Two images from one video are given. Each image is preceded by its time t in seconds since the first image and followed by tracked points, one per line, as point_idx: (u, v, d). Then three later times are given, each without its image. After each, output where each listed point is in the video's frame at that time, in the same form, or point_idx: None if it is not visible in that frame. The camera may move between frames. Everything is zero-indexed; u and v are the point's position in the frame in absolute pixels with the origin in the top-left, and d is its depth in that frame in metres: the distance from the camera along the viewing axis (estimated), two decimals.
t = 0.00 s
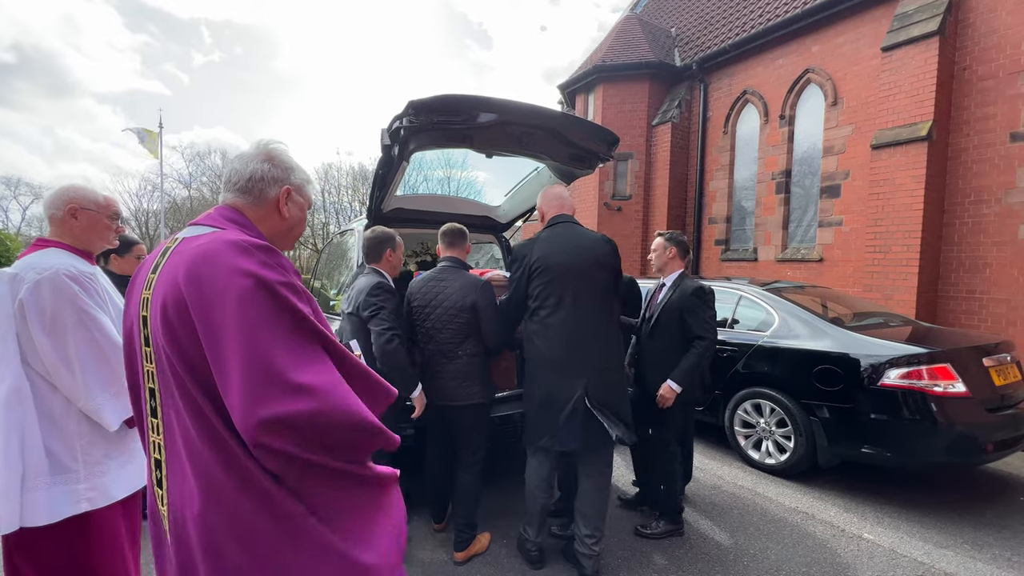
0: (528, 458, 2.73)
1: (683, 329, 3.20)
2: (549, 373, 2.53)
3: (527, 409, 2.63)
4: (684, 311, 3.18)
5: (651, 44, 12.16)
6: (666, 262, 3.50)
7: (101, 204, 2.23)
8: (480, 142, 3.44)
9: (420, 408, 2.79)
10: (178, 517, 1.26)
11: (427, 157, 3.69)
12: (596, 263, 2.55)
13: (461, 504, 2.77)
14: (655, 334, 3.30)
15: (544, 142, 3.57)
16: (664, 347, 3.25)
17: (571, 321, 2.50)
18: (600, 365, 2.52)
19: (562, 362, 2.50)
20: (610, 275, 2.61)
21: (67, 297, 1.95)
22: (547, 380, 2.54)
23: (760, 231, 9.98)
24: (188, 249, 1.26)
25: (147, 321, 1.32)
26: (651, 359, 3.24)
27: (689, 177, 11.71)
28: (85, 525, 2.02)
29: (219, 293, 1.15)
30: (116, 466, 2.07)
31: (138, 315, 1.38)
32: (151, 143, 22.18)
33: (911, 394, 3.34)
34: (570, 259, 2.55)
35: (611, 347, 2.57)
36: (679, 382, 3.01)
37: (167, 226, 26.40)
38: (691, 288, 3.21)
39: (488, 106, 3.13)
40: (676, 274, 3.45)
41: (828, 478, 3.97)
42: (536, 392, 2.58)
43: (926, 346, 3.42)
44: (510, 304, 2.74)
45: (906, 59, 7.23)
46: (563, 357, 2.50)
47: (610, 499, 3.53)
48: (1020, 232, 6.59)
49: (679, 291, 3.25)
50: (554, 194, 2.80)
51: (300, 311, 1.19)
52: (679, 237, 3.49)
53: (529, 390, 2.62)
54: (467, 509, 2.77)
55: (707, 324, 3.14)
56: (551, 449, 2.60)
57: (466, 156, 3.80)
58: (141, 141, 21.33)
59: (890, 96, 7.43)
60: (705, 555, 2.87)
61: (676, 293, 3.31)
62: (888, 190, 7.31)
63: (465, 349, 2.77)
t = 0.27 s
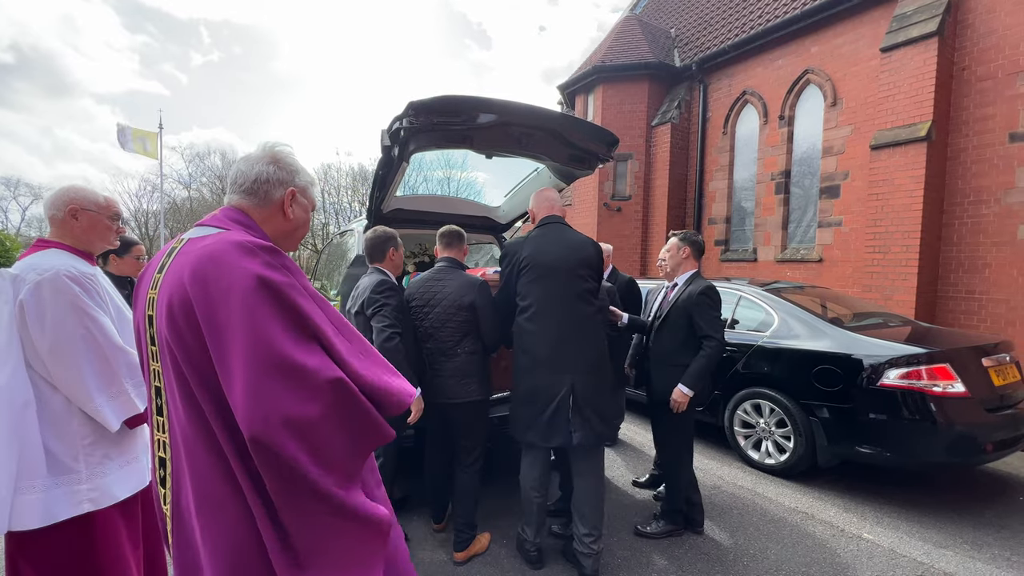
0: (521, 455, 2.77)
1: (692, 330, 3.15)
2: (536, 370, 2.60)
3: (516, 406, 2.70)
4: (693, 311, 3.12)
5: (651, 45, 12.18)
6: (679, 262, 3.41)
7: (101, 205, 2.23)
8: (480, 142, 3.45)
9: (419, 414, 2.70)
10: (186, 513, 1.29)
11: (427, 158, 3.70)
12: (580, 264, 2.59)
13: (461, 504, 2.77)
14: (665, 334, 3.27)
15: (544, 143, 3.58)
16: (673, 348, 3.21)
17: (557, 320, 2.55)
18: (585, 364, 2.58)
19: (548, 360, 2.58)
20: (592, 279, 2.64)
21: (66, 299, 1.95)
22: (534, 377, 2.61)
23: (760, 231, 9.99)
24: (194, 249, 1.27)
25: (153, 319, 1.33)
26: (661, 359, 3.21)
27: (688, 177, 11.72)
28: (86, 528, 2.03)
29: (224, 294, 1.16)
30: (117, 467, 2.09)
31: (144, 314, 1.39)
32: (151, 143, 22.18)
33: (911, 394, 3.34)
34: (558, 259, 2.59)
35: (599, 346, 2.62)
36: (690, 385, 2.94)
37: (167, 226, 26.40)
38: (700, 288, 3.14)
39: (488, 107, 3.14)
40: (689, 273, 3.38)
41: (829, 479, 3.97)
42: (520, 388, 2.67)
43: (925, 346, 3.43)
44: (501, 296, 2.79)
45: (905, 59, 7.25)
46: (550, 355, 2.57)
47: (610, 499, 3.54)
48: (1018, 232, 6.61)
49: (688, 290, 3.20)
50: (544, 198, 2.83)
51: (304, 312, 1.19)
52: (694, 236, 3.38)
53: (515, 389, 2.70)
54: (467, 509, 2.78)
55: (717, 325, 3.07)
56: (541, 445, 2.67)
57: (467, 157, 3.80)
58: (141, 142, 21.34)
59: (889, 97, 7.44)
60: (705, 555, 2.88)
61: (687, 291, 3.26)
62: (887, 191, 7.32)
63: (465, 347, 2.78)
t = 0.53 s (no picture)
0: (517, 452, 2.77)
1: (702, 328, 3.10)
2: (531, 369, 2.61)
3: (508, 404, 2.70)
4: (702, 309, 3.07)
5: (651, 46, 12.19)
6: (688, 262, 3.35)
7: (101, 205, 2.23)
8: (480, 143, 3.46)
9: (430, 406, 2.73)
10: (189, 511, 1.30)
11: (427, 159, 3.70)
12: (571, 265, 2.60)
13: (460, 505, 2.77)
14: (674, 334, 3.23)
15: (544, 144, 3.58)
16: (681, 347, 3.17)
17: (549, 318, 2.56)
18: (579, 363, 2.62)
19: (543, 357, 2.57)
20: (586, 279, 2.67)
21: (65, 300, 1.95)
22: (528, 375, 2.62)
23: (759, 232, 10.00)
24: (198, 250, 1.26)
25: (157, 318, 1.33)
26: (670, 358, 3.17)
27: (688, 178, 11.73)
28: (90, 529, 2.03)
29: (227, 295, 1.16)
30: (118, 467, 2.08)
31: (147, 314, 1.39)
32: (151, 145, 22.19)
33: (911, 395, 3.34)
34: (555, 259, 2.59)
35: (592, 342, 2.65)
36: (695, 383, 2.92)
37: (167, 227, 26.40)
38: (709, 286, 3.09)
39: (488, 108, 3.14)
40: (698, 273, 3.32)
41: (829, 480, 3.97)
42: (512, 386, 2.68)
43: (925, 347, 3.43)
44: (497, 294, 2.77)
45: (904, 61, 7.26)
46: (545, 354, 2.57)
47: (610, 500, 3.53)
48: (1018, 233, 6.61)
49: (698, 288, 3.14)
50: (541, 197, 2.84)
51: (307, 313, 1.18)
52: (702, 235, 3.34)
53: (506, 390, 2.72)
54: (466, 510, 2.78)
55: (727, 322, 3.02)
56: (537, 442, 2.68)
57: (467, 157, 3.80)
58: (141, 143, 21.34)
59: (889, 98, 7.45)
60: (705, 556, 2.88)
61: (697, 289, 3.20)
62: (886, 192, 7.33)
63: (464, 346, 2.79)
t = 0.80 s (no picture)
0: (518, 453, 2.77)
1: (713, 332, 2.98)
2: (533, 368, 2.64)
3: (509, 405, 2.72)
4: (713, 313, 2.95)
5: (651, 48, 12.22)
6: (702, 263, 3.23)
7: (102, 207, 2.25)
8: (480, 144, 3.47)
9: (445, 407, 2.71)
10: (192, 511, 1.30)
11: (427, 160, 3.72)
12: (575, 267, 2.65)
13: (460, 506, 2.78)
14: (683, 337, 3.11)
15: (544, 146, 3.59)
16: (690, 350, 3.06)
17: (551, 321, 2.60)
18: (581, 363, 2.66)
19: (545, 357, 2.60)
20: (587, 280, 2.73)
21: (67, 301, 1.96)
22: (530, 376, 2.65)
23: (760, 233, 10.00)
24: (203, 252, 1.27)
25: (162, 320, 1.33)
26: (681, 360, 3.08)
27: (688, 179, 11.74)
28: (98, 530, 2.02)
29: (233, 296, 1.16)
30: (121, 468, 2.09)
31: (151, 316, 1.40)
32: (151, 146, 22.21)
33: (910, 396, 3.35)
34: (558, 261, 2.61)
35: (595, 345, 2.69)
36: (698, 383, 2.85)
37: (167, 228, 26.44)
38: (722, 288, 2.95)
39: (489, 110, 3.15)
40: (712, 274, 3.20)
41: (829, 482, 3.97)
42: (513, 387, 2.70)
43: (925, 349, 3.43)
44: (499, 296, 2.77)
45: (904, 62, 7.27)
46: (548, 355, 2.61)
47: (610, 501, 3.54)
48: (1017, 235, 6.62)
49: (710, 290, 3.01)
50: (543, 197, 2.85)
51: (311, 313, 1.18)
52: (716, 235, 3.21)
53: (505, 389, 2.74)
54: (465, 511, 2.78)
55: (739, 327, 2.89)
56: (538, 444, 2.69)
57: (467, 158, 3.80)
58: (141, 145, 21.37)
59: (889, 99, 7.47)
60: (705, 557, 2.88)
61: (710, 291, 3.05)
62: (886, 193, 7.34)
63: (463, 345, 2.79)
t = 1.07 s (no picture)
0: (519, 455, 2.78)
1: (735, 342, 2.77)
2: (534, 368, 2.66)
3: (509, 407, 2.73)
4: (733, 321, 2.75)
5: (651, 49, 12.24)
6: (719, 269, 3.06)
7: (103, 208, 2.26)
8: (481, 146, 3.48)
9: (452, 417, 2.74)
10: (192, 510, 1.31)
11: (428, 162, 3.73)
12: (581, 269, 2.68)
13: (459, 508, 2.78)
14: (702, 346, 2.91)
15: (544, 147, 3.60)
16: (710, 361, 2.85)
17: (555, 322, 2.61)
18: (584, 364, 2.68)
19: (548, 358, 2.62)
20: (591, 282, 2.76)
21: (69, 302, 1.97)
22: (531, 379, 2.66)
23: (760, 235, 10.01)
24: (206, 253, 1.28)
25: (164, 321, 1.34)
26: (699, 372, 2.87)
27: (688, 181, 11.75)
28: (103, 529, 2.04)
29: (235, 298, 1.17)
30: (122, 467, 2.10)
31: (153, 317, 1.41)
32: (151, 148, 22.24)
33: (910, 398, 3.35)
34: (565, 263, 2.63)
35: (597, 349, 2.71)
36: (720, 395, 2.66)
37: (168, 229, 26.48)
38: (746, 294, 2.76)
39: (489, 112, 3.16)
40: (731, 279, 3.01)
41: (829, 483, 3.97)
42: (515, 387, 2.71)
43: (925, 350, 3.43)
44: (500, 288, 2.80)
45: (904, 64, 7.28)
46: (553, 360, 2.63)
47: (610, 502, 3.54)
48: (1017, 236, 6.63)
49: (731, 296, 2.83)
50: (551, 195, 2.85)
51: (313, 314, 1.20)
52: (737, 238, 3.02)
53: (506, 390, 2.76)
54: (464, 513, 2.78)
55: (761, 335, 2.71)
56: (539, 445, 2.70)
57: (467, 160, 3.81)
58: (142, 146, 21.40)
59: (888, 101, 7.48)
60: (705, 559, 2.88)
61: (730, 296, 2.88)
62: (886, 195, 7.35)
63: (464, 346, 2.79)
